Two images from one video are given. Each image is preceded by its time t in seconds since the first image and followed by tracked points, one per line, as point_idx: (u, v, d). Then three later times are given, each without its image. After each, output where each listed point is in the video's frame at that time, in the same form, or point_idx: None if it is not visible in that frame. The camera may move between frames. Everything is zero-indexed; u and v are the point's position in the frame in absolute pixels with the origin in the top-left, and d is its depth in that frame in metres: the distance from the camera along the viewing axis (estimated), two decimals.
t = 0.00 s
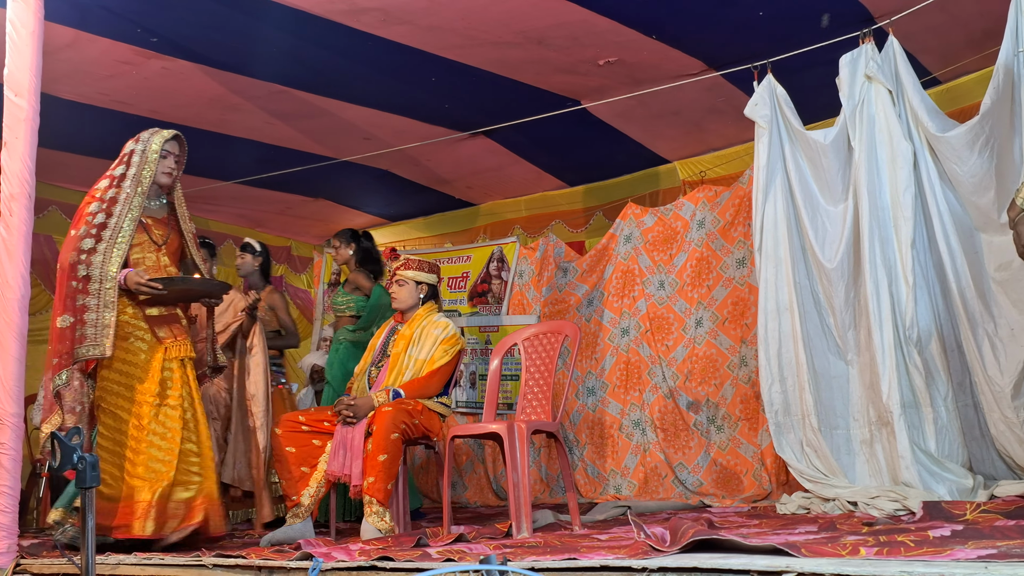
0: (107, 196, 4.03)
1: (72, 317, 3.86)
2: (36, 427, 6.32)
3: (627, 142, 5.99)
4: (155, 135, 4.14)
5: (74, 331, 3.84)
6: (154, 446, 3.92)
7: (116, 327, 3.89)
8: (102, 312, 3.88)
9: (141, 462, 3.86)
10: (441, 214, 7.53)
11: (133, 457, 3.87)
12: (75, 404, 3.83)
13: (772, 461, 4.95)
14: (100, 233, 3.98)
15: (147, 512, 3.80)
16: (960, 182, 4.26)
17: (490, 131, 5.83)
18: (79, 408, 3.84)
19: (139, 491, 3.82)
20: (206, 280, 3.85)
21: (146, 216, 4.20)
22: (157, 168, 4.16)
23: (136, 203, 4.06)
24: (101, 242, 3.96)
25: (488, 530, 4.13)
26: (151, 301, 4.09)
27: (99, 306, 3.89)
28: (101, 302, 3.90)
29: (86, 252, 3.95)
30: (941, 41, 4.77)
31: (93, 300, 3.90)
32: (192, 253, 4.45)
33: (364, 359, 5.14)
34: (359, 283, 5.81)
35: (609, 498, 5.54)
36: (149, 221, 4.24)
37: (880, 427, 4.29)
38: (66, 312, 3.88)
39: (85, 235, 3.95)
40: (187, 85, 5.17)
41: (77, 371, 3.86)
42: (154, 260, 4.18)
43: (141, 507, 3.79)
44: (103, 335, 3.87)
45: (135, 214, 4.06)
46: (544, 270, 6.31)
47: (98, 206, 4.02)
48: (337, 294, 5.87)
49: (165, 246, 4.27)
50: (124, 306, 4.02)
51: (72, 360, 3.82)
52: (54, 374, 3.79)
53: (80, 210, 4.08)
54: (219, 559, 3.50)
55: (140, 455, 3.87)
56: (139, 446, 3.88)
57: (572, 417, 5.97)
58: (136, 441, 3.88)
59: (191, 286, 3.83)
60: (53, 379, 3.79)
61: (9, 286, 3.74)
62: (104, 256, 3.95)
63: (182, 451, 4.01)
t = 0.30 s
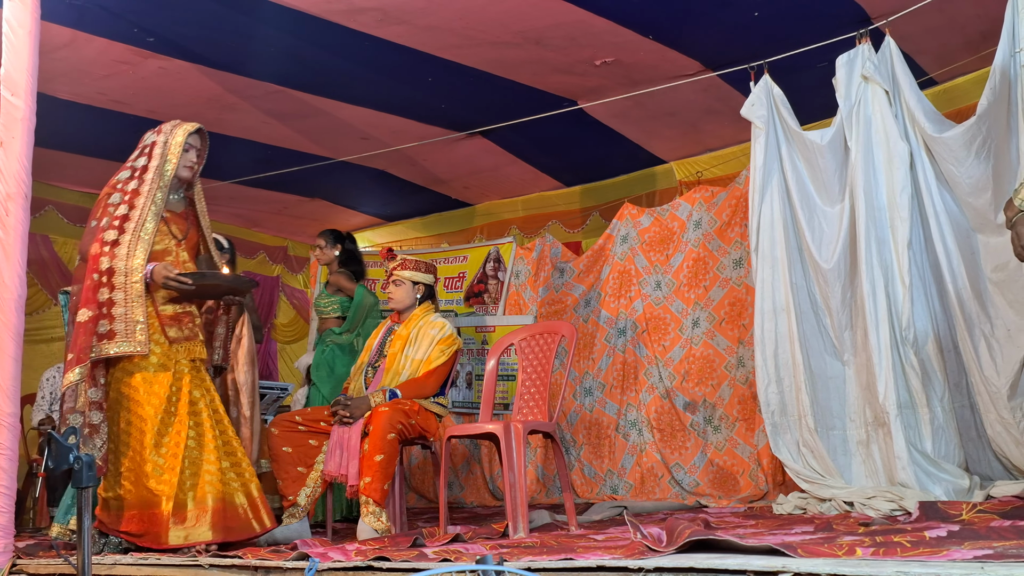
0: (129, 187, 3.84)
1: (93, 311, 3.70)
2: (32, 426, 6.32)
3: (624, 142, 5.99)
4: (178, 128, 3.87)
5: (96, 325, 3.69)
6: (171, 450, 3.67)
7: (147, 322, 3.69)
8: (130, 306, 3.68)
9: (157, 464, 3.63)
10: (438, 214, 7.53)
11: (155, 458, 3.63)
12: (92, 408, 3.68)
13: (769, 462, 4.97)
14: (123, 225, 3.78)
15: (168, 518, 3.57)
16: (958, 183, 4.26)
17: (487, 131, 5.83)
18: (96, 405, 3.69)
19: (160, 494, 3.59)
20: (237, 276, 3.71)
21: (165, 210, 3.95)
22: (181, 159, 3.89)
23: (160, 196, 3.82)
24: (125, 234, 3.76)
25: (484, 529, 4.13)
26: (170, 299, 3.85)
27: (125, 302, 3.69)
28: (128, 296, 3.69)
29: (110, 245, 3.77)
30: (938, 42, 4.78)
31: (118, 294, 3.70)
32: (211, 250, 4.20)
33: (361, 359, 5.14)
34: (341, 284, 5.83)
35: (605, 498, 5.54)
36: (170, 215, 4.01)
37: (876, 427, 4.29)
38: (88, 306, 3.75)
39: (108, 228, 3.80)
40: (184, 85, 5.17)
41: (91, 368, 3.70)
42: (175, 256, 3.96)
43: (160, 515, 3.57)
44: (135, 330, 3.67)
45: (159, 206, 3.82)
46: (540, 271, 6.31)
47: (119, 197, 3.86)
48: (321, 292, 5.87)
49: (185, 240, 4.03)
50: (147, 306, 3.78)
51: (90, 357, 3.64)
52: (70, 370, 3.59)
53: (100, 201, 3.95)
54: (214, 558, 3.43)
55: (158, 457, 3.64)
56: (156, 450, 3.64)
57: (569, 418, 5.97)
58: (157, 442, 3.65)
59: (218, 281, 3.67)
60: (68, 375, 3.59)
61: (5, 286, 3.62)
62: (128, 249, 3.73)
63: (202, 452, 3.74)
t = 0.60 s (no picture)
0: (154, 172, 3.83)
1: (117, 300, 3.65)
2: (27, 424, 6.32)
3: (623, 144, 6.00)
4: (203, 114, 3.90)
5: (118, 315, 3.63)
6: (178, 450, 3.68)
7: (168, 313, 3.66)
8: (152, 295, 3.65)
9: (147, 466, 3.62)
10: (436, 214, 7.53)
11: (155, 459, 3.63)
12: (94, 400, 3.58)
13: (766, 464, 4.96)
14: (148, 212, 3.76)
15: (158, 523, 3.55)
16: (955, 186, 4.26)
17: (486, 131, 5.83)
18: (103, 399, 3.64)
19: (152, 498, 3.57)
20: (267, 268, 3.76)
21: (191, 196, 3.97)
22: (207, 148, 3.93)
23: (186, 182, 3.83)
24: (150, 222, 3.74)
25: (480, 531, 4.12)
26: (193, 288, 3.88)
27: (147, 292, 3.66)
28: (152, 286, 3.67)
29: (135, 232, 3.73)
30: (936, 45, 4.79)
31: (141, 284, 3.67)
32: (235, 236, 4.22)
33: (358, 359, 5.13)
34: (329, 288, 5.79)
35: (602, 500, 5.54)
36: (196, 200, 4.02)
37: (873, 430, 4.29)
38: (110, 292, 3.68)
39: (133, 214, 3.75)
40: (183, 84, 5.17)
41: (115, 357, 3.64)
42: (201, 243, 3.97)
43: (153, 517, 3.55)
44: (156, 321, 3.63)
45: (185, 193, 3.82)
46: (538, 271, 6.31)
47: (144, 182, 3.82)
48: (308, 293, 5.82)
49: (210, 227, 4.04)
50: (172, 294, 3.81)
51: (117, 347, 3.59)
52: (94, 360, 3.56)
53: (124, 184, 3.88)
54: (209, 557, 3.39)
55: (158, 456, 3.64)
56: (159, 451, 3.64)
57: (566, 419, 5.96)
58: (166, 438, 3.67)
59: (249, 275, 3.72)
60: (94, 367, 3.55)
61: (3, 286, 3.54)
62: (155, 237, 3.73)
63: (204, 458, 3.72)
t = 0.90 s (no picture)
0: (177, 167, 3.72)
1: (141, 293, 3.57)
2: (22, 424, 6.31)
3: (620, 146, 6.00)
4: (227, 109, 3.80)
5: (142, 310, 3.54)
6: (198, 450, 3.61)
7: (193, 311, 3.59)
8: (178, 291, 3.59)
9: (158, 464, 3.52)
10: (433, 216, 7.52)
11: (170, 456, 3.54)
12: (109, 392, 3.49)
13: (762, 468, 4.97)
14: (172, 209, 3.67)
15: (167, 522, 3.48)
16: (952, 191, 4.27)
17: (483, 133, 5.83)
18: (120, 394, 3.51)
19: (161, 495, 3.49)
20: (296, 268, 3.69)
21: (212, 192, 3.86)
22: (230, 144, 3.83)
23: (210, 178, 3.74)
24: (175, 217, 3.66)
25: (477, 533, 4.10)
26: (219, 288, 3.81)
27: (173, 287, 3.60)
28: (178, 284, 3.60)
29: (160, 228, 3.64)
30: (933, 50, 4.79)
31: (167, 279, 3.61)
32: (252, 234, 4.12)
33: (354, 360, 5.13)
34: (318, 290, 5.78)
35: (598, 503, 5.54)
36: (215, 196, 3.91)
37: (869, 434, 4.30)
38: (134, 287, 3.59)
39: (157, 209, 3.65)
40: (181, 84, 5.16)
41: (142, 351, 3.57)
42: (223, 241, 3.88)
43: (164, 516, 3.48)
44: (181, 319, 3.56)
45: (209, 189, 3.73)
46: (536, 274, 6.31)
47: (167, 176, 3.71)
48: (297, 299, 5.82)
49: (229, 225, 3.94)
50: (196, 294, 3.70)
51: (139, 343, 3.51)
52: (118, 356, 3.50)
53: (144, 177, 3.76)
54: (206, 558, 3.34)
55: (174, 456, 3.54)
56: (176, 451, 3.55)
57: (563, 422, 5.96)
58: (184, 438, 3.58)
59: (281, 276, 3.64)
60: (121, 362, 3.49)
61: None
62: (180, 234, 3.66)
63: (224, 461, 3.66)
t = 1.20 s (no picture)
0: (205, 167, 3.65)
1: (173, 297, 3.53)
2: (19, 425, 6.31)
3: (619, 149, 6.00)
4: (252, 111, 3.72)
5: (174, 312, 3.52)
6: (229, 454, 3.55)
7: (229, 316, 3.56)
8: (212, 295, 3.55)
9: (190, 467, 3.45)
10: (432, 218, 7.52)
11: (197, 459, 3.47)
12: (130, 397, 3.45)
13: (760, 470, 5.00)
14: (202, 210, 3.62)
15: (195, 525, 3.42)
16: (950, 194, 4.26)
17: (482, 136, 5.83)
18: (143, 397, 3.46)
19: (189, 497, 3.43)
20: (327, 268, 3.57)
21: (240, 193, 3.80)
22: (256, 143, 3.75)
23: (237, 180, 3.67)
24: (206, 219, 3.61)
25: (475, 535, 4.10)
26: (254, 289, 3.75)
27: (207, 291, 3.55)
28: (212, 287, 3.56)
29: (191, 229, 3.59)
30: (931, 53, 4.80)
31: (201, 283, 3.56)
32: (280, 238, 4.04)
33: (352, 361, 5.13)
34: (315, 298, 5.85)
35: (597, 505, 5.53)
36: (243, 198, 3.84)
37: (867, 437, 4.29)
38: (167, 289, 3.56)
39: (188, 210, 3.61)
40: (179, 86, 5.16)
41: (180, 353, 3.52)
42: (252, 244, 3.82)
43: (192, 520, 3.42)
44: (217, 321, 3.53)
45: (237, 190, 3.67)
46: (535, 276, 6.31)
47: (196, 177, 3.65)
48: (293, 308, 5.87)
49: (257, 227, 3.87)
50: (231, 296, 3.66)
51: (171, 346, 3.48)
52: (147, 359, 3.47)
53: (171, 178, 3.70)
54: (205, 561, 3.30)
55: (206, 459, 3.49)
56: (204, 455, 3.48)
57: (564, 424, 5.97)
58: (216, 440, 3.52)
59: (314, 277, 3.58)
60: (150, 365, 3.45)
61: None
62: (212, 235, 3.61)
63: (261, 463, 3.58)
